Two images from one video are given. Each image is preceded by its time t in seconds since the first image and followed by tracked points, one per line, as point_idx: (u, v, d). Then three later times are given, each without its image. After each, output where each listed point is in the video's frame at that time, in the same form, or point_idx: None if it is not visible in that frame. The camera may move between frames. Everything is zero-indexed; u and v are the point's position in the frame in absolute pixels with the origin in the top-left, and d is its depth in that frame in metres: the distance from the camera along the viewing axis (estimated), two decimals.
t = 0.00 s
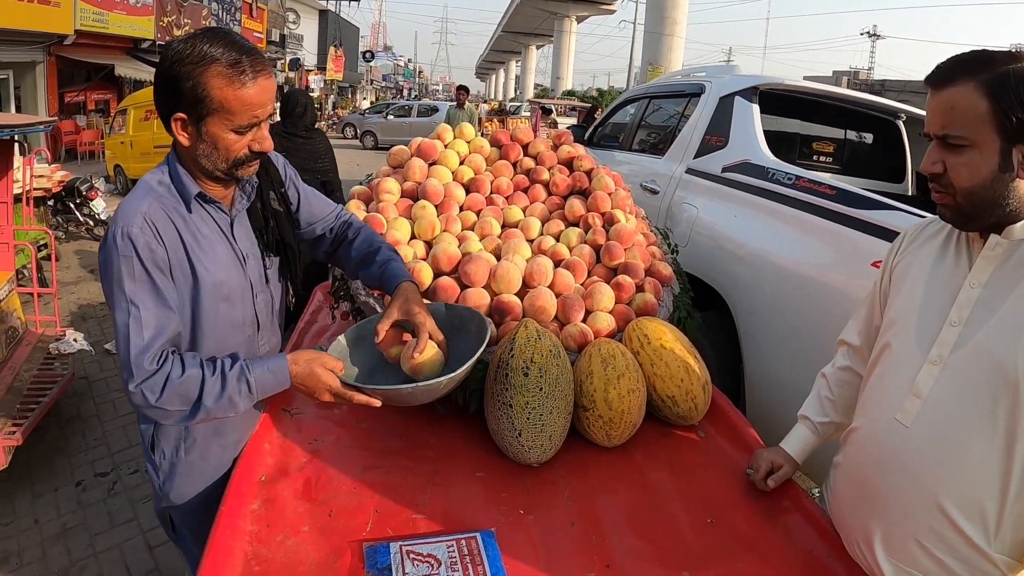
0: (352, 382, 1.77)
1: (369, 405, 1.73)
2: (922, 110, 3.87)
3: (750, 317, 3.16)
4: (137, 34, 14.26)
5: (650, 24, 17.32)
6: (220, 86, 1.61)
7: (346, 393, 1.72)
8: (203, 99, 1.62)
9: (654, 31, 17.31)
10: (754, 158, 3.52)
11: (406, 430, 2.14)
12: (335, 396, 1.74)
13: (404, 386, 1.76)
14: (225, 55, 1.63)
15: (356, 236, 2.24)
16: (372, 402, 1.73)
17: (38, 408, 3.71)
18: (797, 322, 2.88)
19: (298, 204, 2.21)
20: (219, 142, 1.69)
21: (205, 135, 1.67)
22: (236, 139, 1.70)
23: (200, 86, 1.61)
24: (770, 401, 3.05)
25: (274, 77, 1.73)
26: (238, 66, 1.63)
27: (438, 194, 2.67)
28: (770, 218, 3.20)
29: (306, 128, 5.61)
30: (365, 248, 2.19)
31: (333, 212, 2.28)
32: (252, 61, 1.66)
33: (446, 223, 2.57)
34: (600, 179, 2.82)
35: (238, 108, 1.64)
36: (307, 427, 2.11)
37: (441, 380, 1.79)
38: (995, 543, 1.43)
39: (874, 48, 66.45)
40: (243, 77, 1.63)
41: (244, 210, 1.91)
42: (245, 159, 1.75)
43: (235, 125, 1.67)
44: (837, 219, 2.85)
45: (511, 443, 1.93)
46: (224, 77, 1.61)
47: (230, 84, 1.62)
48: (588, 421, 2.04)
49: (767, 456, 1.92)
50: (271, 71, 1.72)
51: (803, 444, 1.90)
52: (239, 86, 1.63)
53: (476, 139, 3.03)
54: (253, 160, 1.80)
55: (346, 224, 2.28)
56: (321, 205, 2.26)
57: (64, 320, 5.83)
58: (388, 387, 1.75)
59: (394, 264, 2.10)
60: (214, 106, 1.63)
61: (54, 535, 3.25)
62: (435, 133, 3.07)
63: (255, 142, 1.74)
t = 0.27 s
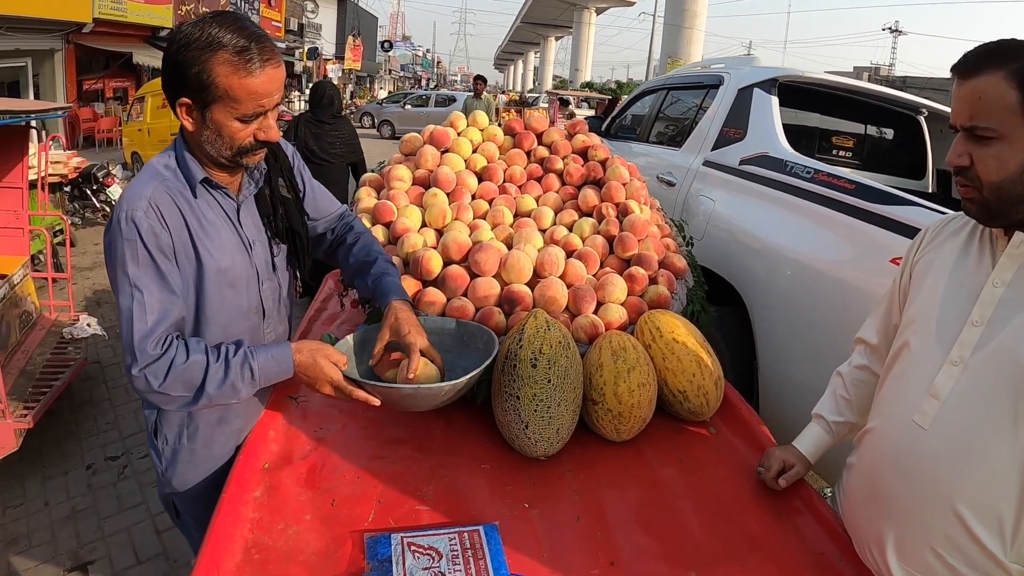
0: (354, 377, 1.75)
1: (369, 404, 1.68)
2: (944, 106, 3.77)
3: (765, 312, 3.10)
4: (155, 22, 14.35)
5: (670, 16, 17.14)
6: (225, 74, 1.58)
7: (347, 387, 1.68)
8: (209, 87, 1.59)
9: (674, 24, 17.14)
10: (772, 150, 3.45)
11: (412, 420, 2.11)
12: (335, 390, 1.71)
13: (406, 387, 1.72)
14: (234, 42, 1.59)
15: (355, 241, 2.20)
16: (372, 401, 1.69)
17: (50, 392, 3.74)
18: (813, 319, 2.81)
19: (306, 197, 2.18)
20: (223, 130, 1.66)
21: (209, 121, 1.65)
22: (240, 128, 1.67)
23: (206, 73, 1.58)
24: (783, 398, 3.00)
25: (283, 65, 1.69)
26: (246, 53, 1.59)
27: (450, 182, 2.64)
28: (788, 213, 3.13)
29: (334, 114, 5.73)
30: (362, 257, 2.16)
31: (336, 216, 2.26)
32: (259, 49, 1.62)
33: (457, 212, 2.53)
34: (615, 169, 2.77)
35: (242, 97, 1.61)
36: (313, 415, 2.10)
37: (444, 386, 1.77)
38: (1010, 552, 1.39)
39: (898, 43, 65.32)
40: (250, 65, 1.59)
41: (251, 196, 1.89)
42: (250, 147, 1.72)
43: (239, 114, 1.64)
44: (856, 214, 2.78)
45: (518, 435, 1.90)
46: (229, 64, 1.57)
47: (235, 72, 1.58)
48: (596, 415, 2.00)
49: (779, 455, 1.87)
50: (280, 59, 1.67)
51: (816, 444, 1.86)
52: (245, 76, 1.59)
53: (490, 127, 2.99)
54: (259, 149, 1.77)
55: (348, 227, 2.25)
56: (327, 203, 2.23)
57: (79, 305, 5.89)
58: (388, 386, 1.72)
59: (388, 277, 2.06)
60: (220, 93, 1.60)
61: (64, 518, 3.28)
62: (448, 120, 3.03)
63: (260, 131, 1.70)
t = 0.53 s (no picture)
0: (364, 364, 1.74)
1: (379, 389, 1.66)
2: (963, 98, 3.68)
3: (778, 305, 3.06)
4: (169, 13, 14.42)
5: (685, 7, 16.97)
6: (264, 51, 1.59)
7: (357, 373, 1.67)
8: (249, 69, 1.59)
9: (690, 14, 16.96)
10: (787, 141, 3.40)
11: (421, 409, 2.10)
12: (346, 377, 1.70)
13: (417, 370, 1.71)
14: (259, 20, 1.60)
15: (365, 233, 2.19)
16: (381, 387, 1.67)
17: (63, 379, 3.77)
18: (827, 312, 2.77)
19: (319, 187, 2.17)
20: (267, 109, 1.66)
21: (254, 104, 1.64)
22: (281, 105, 1.68)
23: (246, 56, 1.57)
24: (795, 392, 2.96)
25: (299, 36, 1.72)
26: (273, 29, 1.61)
27: (462, 170, 2.62)
28: (803, 204, 3.09)
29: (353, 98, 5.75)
30: (371, 250, 2.15)
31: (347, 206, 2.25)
32: (284, 25, 1.65)
33: (469, 200, 2.51)
34: (628, 159, 2.74)
35: (282, 71, 1.63)
36: (321, 402, 2.10)
37: (454, 370, 1.75)
38: None
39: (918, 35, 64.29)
40: (280, 39, 1.62)
41: (264, 184, 1.87)
42: (289, 122, 1.73)
43: (281, 89, 1.66)
44: (872, 206, 2.73)
45: (526, 425, 1.88)
46: (266, 43, 1.59)
47: (274, 48, 1.60)
48: (606, 406, 1.98)
49: (789, 449, 1.84)
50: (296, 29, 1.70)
51: (828, 439, 1.82)
52: (281, 48, 1.62)
53: (502, 116, 2.96)
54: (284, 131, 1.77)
55: (359, 217, 2.24)
56: (340, 193, 2.23)
57: (93, 293, 5.95)
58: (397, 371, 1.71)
59: (396, 271, 2.05)
60: (263, 72, 1.60)
61: (76, 503, 3.31)
62: (460, 109, 3.00)
63: (299, 103, 1.72)
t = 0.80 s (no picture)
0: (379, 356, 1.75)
1: (394, 381, 1.68)
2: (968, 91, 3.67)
3: (783, 299, 3.05)
4: (173, 11, 14.45)
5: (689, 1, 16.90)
6: (280, 50, 1.59)
7: (373, 365, 1.68)
8: (264, 66, 1.59)
9: (694, 9, 16.89)
10: (792, 135, 3.39)
11: (426, 404, 2.11)
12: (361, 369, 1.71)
13: (435, 358, 1.73)
14: (276, 21, 1.61)
15: (373, 229, 2.20)
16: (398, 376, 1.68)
17: (69, 376, 3.80)
18: (832, 306, 2.76)
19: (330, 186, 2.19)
20: (279, 108, 1.66)
21: (265, 103, 1.64)
22: (294, 105, 1.69)
23: (261, 53, 1.58)
24: (800, 386, 2.96)
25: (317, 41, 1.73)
26: (291, 30, 1.62)
27: (467, 166, 2.62)
28: (808, 198, 3.08)
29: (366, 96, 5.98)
30: (378, 245, 2.15)
31: (355, 201, 2.26)
32: (302, 25, 1.65)
33: (474, 195, 2.51)
34: (633, 154, 2.74)
35: (297, 71, 1.64)
36: (328, 397, 2.11)
37: (467, 356, 1.78)
38: None
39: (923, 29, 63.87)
40: (297, 40, 1.62)
41: (277, 181, 1.88)
42: (300, 122, 1.74)
43: (295, 89, 1.66)
44: (877, 200, 2.72)
45: (532, 420, 1.89)
46: (282, 41, 1.59)
47: (289, 47, 1.61)
48: (612, 400, 1.98)
49: (795, 443, 1.84)
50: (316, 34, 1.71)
51: (834, 432, 1.82)
52: (298, 49, 1.63)
53: (507, 111, 2.96)
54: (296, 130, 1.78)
55: (367, 215, 2.24)
56: (348, 190, 2.24)
57: (100, 291, 5.98)
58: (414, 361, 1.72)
59: (402, 265, 2.05)
60: (276, 71, 1.60)
61: (83, 500, 3.34)
62: (464, 104, 3.01)
63: (313, 106, 1.73)
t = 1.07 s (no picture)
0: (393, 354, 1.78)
1: (411, 377, 1.71)
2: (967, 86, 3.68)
3: (783, 295, 3.07)
4: (171, 10, 14.47)
5: None
6: (288, 63, 1.59)
7: (389, 364, 1.70)
8: (269, 75, 1.59)
9: (692, 4, 16.85)
10: (791, 131, 3.40)
11: (430, 401, 2.13)
12: (375, 368, 1.73)
13: (449, 351, 1.81)
14: (293, 33, 1.60)
15: (394, 181, 2.31)
16: (414, 372, 1.71)
17: (73, 376, 3.82)
18: (832, 301, 2.78)
19: (340, 167, 2.25)
20: (278, 119, 1.67)
21: (265, 111, 1.65)
22: (295, 117, 1.69)
23: (268, 63, 1.58)
24: (800, 381, 2.97)
25: (337, 57, 1.71)
26: (307, 45, 1.60)
27: (468, 164, 2.62)
28: (808, 193, 3.09)
29: (384, 90, 6.73)
30: (405, 190, 2.28)
31: (365, 167, 2.35)
32: (319, 40, 1.63)
33: (475, 192, 2.52)
34: (633, 150, 2.75)
35: (303, 87, 1.63)
36: (332, 395, 2.12)
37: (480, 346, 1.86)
38: None
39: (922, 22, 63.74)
40: (311, 57, 1.61)
41: (288, 185, 1.90)
42: (301, 137, 1.74)
43: (297, 104, 1.66)
44: (876, 196, 2.74)
45: (535, 413, 1.91)
46: (293, 55, 1.58)
47: (298, 63, 1.59)
48: (614, 394, 2.00)
49: (796, 436, 1.86)
50: (335, 50, 1.69)
51: (834, 426, 1.84)
52: (310, 66, 1.62)
53: (507, 108, 2.97)
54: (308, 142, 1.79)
55: (380, 174, 2.35)
56: (354, 163, 2.31)
57: (101, 291, 6.00)
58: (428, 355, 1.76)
59: (437, 193, 2.23)
60: (280, 82, 1.60)
61: (87, 500, 3.36)
62: (465, 102, 3.01)
63: (316, 123, 1.73)
